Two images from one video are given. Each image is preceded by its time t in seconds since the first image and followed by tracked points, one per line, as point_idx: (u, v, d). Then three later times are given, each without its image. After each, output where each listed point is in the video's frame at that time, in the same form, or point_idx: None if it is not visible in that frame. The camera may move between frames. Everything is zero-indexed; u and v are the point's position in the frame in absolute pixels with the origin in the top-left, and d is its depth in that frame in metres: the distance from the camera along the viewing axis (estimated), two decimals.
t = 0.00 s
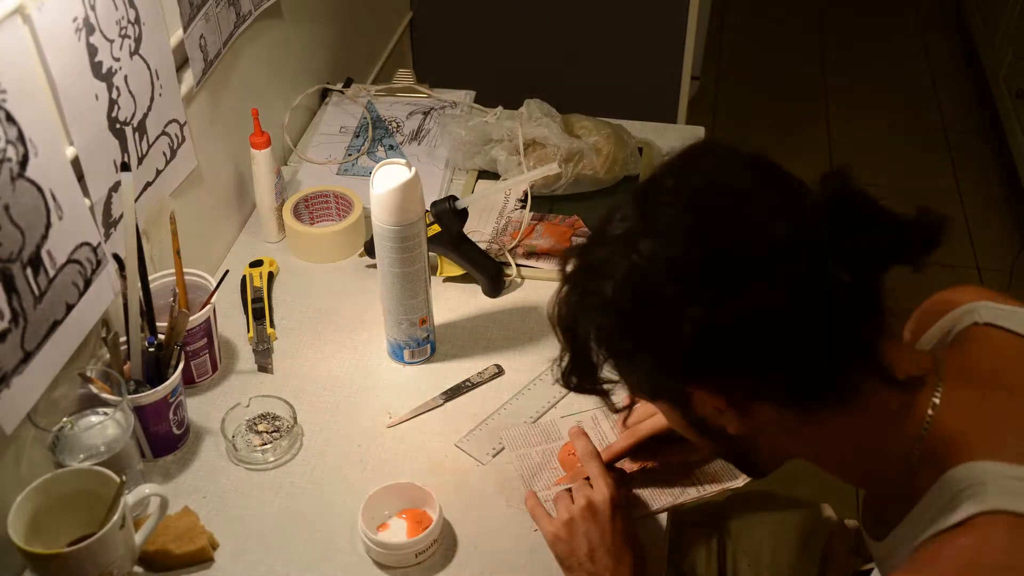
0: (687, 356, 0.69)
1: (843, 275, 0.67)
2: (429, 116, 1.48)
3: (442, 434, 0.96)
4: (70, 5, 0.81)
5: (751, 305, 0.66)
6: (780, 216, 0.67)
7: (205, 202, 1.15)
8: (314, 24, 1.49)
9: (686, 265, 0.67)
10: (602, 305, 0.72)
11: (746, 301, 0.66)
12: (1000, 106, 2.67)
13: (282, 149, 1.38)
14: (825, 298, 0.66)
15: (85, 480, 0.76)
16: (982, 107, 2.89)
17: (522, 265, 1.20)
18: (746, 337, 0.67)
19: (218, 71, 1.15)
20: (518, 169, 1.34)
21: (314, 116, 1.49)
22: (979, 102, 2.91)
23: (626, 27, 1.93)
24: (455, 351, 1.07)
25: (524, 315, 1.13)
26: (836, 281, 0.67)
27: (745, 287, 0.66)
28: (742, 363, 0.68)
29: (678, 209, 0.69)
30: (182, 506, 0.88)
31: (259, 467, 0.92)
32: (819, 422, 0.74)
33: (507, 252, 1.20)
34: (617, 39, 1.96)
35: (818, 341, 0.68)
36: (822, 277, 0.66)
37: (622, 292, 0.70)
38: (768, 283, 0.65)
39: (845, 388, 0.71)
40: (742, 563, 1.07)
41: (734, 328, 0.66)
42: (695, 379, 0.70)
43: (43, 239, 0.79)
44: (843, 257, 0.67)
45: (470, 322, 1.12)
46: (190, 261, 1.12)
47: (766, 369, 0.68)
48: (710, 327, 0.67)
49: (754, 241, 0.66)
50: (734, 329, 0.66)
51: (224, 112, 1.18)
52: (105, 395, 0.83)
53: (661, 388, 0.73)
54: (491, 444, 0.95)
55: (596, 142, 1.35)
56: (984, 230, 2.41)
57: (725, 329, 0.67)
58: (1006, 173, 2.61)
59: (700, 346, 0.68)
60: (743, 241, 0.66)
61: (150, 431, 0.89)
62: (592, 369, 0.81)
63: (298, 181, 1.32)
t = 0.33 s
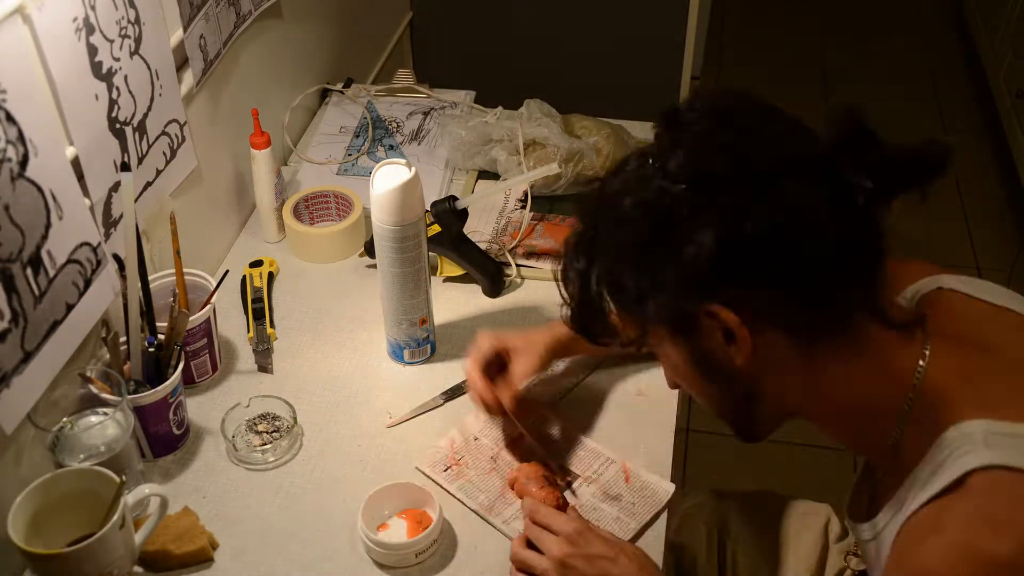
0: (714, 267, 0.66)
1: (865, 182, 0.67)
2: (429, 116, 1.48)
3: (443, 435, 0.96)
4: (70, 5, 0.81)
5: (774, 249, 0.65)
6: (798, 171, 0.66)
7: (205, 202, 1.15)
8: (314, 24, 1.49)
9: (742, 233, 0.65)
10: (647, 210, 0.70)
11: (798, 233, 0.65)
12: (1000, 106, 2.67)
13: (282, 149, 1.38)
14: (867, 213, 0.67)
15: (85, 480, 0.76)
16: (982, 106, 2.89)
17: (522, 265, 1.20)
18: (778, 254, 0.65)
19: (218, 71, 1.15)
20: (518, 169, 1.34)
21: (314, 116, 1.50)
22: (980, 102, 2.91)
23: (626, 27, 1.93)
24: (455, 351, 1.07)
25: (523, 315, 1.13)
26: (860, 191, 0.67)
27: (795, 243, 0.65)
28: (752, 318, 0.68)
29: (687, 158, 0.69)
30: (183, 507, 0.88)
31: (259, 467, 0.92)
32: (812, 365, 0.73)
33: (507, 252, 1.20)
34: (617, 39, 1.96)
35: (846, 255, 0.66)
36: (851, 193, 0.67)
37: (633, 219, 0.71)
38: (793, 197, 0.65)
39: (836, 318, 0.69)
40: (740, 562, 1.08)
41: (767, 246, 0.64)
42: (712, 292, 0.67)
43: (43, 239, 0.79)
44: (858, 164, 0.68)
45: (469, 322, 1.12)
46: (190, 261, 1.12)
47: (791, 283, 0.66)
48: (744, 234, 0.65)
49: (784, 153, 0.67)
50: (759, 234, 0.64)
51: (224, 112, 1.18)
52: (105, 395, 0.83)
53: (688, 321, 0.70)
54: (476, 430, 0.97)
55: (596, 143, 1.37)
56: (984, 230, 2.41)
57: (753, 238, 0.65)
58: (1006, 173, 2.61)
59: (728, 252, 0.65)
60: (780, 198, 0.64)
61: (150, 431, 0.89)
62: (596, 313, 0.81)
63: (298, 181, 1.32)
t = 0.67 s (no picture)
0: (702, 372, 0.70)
1: (886, 254, 0.66)
2: (430, 116, 1.48)
3: (442, 435, 0.96)
4: (70, 6, 0.81)
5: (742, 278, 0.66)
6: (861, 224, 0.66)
7: (205, 202, 1.15)
8: (314, 25, 1.49)
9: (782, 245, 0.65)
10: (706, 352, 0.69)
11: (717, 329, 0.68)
12: (1000, 107, 2.67)
13: (282, 149, 1.38)
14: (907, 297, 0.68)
15: (85, 480, 0.76)
16: (982, 107, 2.89)
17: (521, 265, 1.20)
18: (798, 339, 0.67)
19: (218, 71, 1.15)
20: (518, 170, 1.34)
21: (315, 116, 1.50)
22: (980, 102, 2.91)
23: (626, 27, 1.93)
24: (454, 351, 1.07)
25: (523, 315, 1.13)
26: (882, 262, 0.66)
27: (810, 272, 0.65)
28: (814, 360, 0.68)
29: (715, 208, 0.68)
30: (182, 506, 0.88)
31: (259, 467, 0.92)
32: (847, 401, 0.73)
33: (507, 252, 1.20)
34: (617, 39, 1.96)
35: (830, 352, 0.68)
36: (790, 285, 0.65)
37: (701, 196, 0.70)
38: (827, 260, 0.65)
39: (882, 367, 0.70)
40: (742, 563, 1.09)
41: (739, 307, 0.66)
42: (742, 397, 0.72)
43: (42, 239, 0.79)
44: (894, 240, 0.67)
45: (469, 323, 1.12)
46: (190, 261, 1.12)
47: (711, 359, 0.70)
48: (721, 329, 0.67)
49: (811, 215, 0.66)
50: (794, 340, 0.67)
51: (224, 112, 1.18)
52: (104, 395, 0.83)
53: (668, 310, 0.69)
54: (499, 437, 0.97)
55: (596, 142, 1.35)
56: (984, 232, 2.40)
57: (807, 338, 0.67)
58: (1006, 173, 2.61)
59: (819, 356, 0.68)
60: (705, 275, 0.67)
61: (150, 431, 0.89)
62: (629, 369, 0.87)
63: (298, 181, 1.32)
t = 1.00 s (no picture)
0: (608, 491, 0.65)
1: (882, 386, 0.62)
2: (430, 116, 1.48)
3: (442, 435, 0.96)
4: (70, 6, 0.81)
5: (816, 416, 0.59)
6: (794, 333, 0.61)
7: (205, 202, 1.15)
8: (314, 25, 1.49)
9: (683, 371, 0.59)
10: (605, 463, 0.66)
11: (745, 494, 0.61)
12: (1000, 107, 2.67)
13: (281, 149, 1.38)
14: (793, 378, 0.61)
15: (86, 481, 0.76)
16: (982, 107, 2.89)
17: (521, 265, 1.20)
18: (758, 463, 0.59)
19: (218, 71, 1.15)
20: (518, 169, 1.34)
21: (314, 116, 1.50)
22: (980, 102, 2.91)
23: (626, 27, 1.93)
24: (454, 351, 1.07)
25: (524, 315, 1.13)
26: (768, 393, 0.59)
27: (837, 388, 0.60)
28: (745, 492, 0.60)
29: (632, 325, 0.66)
30: (182, 506, 0.88)
31: (259, 467, 0.92)
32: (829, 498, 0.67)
33: (507, 252, 1.20)
34: (617, 39, 1.96)
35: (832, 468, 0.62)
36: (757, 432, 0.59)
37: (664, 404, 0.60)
38: (770, 385, 0.58)
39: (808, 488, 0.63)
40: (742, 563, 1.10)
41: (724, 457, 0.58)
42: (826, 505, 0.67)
43: (43, 239, 0.79)
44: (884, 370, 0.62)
45: (469, 322, 1.12)
46: (189, 262, 1.12)
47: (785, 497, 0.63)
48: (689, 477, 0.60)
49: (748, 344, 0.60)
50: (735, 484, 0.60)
51: (224, 111, 1.18)
52: (105, 394, 0.83)
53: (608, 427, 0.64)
54: (490, 444, 0.95)
55: (596, 142, 1.35)
56: (984, 233, 2.40)
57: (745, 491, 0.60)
58: (1005, 174, 2.61)
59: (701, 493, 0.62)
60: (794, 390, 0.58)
61: (150, 431, 0.89)
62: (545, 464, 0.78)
63: (298, 181, 1.32)
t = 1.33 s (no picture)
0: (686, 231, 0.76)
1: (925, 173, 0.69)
2: (429, 116, 1.48)
3: (442, 435, 0.96)
4: (71, 5, 0.81)
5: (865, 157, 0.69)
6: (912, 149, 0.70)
7: (205, 201, 1.15)
8: (314, 25, 1.49)
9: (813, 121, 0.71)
10: (701, 187, 0.74)
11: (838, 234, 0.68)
12: (1000, 106, 2.67)
13: (281, 149, 1.38)
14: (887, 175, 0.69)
15: (85, 480, 0.76)
16: (982, 106, 2.89)
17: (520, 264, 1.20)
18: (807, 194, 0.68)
19: (218, 71, 1.15)
20: (518, 169, 1.34)
21: (314, 116, 1.50)
22: (980, 102, 2.91)
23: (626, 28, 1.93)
24: (454, 351, 1.07)
25: (523, 315, 1.13)
26: (916, 177, 0.69)
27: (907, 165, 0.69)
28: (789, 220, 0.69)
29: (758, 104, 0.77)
30: (182, 506, 0.88)
31: (259, 467, 0.92)
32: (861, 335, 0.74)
33: (507, 252, 1.20)
34: (618, 40, 1.96)
35: (898, 265, 0.69)
36: (903, 176, 0.69)
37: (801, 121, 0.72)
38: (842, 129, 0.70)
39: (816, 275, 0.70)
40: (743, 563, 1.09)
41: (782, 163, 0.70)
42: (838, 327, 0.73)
43: (42, 239, 0.79)
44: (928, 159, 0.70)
45: (469, 323, 1.12)
46: (190, 261, 1.12)
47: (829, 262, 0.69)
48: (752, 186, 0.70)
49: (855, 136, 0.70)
50: (827, 203, 0.67)
51: (224, 111, 1.18)
52: (105, 395, 0.83)
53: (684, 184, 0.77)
54: (490, 444, 0.95)
55: (597, 142, 1.35)
56: (984, 234, 2.40)
57: (813, 202, 0.68)
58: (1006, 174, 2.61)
59: (776, 220, 0.69)
60: (865, 138, 0.70)
61: (150, 431, 0.89)
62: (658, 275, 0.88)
63: (298, 181, 1.32)
